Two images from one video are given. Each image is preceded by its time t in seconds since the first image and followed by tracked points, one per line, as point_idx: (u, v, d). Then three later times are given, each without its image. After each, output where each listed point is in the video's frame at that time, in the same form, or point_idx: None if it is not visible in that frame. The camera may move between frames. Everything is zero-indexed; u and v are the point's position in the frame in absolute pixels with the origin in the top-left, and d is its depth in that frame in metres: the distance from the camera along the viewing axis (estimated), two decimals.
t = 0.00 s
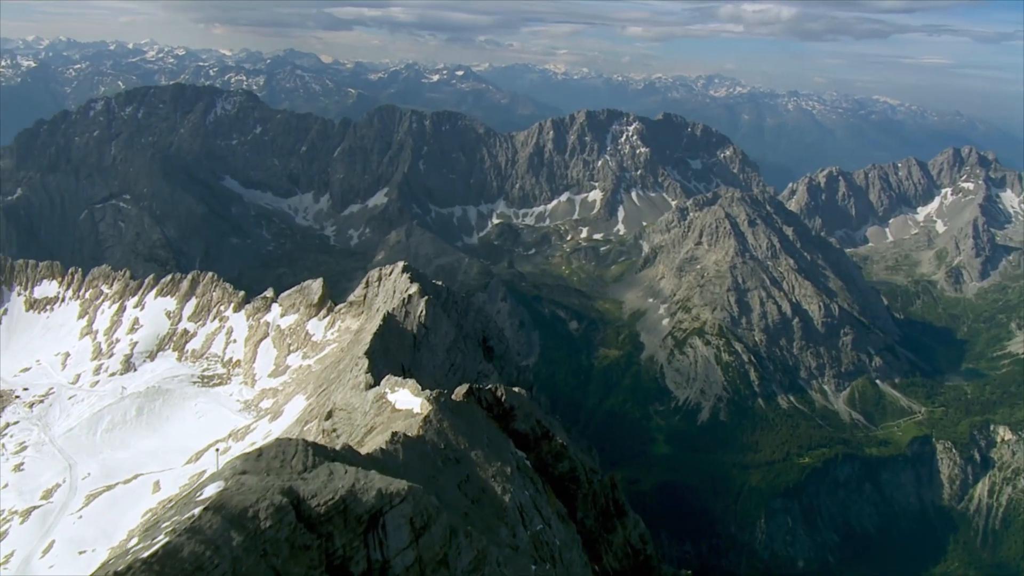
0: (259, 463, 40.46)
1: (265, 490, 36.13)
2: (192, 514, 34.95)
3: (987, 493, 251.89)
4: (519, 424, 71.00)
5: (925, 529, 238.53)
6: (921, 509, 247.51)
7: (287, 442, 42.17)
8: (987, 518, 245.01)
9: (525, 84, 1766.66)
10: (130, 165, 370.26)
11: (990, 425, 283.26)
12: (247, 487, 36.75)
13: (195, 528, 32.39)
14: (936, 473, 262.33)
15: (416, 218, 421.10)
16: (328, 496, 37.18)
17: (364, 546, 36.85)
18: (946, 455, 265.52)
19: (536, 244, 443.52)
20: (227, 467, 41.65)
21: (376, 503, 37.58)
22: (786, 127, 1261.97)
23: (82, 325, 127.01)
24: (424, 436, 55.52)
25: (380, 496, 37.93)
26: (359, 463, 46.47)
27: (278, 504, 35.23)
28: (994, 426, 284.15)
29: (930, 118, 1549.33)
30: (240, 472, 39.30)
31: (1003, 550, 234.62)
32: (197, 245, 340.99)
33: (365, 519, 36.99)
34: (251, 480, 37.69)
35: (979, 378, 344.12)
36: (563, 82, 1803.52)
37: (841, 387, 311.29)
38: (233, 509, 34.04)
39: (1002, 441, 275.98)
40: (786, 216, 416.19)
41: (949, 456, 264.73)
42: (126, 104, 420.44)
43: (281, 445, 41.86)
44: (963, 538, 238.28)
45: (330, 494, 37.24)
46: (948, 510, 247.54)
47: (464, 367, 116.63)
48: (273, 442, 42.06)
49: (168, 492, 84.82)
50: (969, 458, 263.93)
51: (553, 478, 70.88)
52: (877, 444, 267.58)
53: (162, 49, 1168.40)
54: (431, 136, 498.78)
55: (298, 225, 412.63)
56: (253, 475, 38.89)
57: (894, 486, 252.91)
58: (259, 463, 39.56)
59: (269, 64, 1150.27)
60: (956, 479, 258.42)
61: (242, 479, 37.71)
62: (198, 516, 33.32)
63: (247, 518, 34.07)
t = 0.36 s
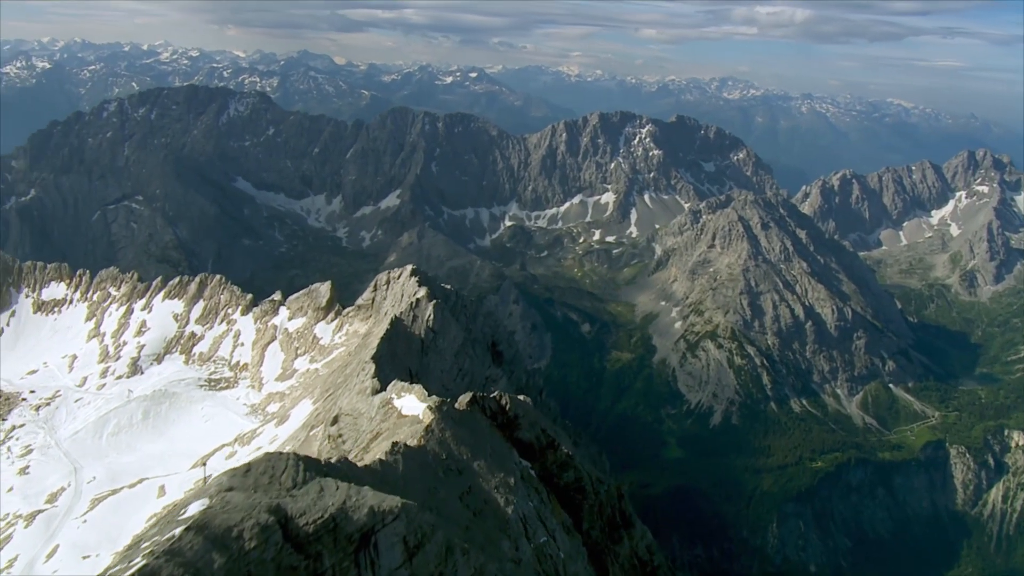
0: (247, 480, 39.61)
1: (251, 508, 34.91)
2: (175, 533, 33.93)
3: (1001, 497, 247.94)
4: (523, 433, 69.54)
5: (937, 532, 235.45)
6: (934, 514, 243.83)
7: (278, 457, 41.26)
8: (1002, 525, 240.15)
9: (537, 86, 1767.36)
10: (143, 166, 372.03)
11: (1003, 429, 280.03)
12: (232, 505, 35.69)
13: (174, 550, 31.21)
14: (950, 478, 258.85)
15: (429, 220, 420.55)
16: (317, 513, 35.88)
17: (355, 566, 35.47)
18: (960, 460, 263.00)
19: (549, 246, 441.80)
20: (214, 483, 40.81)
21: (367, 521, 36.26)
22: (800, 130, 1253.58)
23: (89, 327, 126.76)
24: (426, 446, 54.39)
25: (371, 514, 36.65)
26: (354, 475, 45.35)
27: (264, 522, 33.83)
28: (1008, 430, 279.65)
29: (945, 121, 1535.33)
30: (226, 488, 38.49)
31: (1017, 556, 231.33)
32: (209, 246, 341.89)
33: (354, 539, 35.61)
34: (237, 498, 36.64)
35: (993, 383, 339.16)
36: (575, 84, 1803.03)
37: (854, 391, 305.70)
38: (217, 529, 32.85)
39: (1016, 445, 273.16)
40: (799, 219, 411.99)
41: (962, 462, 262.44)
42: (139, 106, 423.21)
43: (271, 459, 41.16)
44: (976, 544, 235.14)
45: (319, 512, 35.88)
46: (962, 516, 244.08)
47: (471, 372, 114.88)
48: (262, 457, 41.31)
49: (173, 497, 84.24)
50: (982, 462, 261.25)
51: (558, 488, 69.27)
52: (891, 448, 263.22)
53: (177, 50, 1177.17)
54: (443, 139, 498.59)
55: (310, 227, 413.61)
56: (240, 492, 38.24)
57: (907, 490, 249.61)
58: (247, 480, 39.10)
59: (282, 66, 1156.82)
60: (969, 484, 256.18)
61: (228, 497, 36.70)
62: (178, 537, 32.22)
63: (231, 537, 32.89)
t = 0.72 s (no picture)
0: (234, 498, 38.78)
1: (235, 528, 33.96)
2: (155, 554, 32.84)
3: (1016, 503, 242.78)
4: (528, 443, 68.21)
5: (949, 538, 232.51)
6: (948, 519, 241.92)
7: (267, 472, 40.50)
8: (1017, 531, 235.72)
9: (550, 88, 1764.14)
10: (157, 167, 373.73)
11: (1018, 435, 276.97)
12: (216, 524, 34.62)
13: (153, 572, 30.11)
14: (963, 483, 256.49)
15: (441, 222, 420.15)
16: (305, 534, 34.60)
17: None
18: (974, 465, 259.61)
19: (562, 248, 439.92)
20: (200, 499, 39.98)
21: (357, 540, 34.95)
22: (814, 133, 1244.53)
23: (97, 329, 126.64)
24: (426, 456, 53.35)
25: (362, 533, 35.34)
26: (350, 489, 44.32)
27: (249, 543, 32.74)
28: (1022, 436, 276.49)
29: (960, 124, 1520.10)
30: (212, 506, 37.71)
31: None
32: (221, 247, 342.86)
33: (344, 559, 34.23)
34: (222, 515, 35.79)
35: (1007, 387, 334.45)
36: (588, 86, 1799.25)
37: (867, 395, 303.05)
38: (198, 550, 31.80)
39: None
40: (813, 222, 407.75)
41: (977, 466, 258.72)
42: (152, 107, 425.68)
43: (259, 474, 40.49)
44: (990, 550, 231.07)
45: (307, 532, 34.84)
46: (976, 521, 241.12)
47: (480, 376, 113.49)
48: (251, 473, 40.34)
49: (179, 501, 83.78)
50: (997, 468, 257.19)
51: (563, 499, 67.81)
52: (904, 453, 260.76)
53: (190, 52, 1184.20)
54: (456, 140, 498.13)
55: (322, 229, 414.58)
56: (225, 510, 37.42)
57: (921, 495, 245.74)
58: (233, 497, 38.32)
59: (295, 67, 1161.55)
60: (983, 489, 250.90)
61: (213, 515, 35.62)
62: (158, 558, 31.18)
63: (212, 559, 31.79)
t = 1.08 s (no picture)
0: (218, 514, 37.32)
1: (218, 548, 32.52)
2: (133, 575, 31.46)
3: None
4: (533, 452, 66.69)
5: (962, 544, 229.47)
6: (961, 523, 239.50)
7: (256, 488, 39.10)
8: None
9: (564, 90, 1762.12)
10: (170, 169, 375.91)
11: None
12: (198, 544, 33.27)
13: None
14: (978, 488, 254.12)
15: (454, 224, 419.61)
16: (291, 556, 33.26)
17: None
18: (988, 470, 257.52)
19: (574, 251, 437.82)
20: (183, 516, 38.45)
21: (348, 561, 33.45)
22: (829, 135, 1235.28)
23: (105, 331, 126.46)
24: (427, 467, 51.95)
25: (353, 552, 33.93)
26: (345, 502, 43.00)
27: (231, 564, 31.40)
28: None
29: (975, 126, 1504.19)
30: (194, 524, 36.19)
31: None
32: (233, 248, 343.77)
33: None
34: (206, 535, 34.37)
35: None
36: (601, 88, 1795.55)
37: (881, 399, 298.66)
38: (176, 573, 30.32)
39: None
40: (827, 225, 403.23)
41: (991, 472, 256.60)
42: (166, 108, 427.73)
43: (247, 490, 38.99)
44: (1006, 555, 227.63)
45: (294, 552, 33.50)
46: (990, 526, 238.07)
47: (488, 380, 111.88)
48: (238, 489, 38.84)
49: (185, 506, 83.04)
50: (1012, 473, 254.69)
51: (569, 510, 65.69)
52: (917, 456, 257.62)
53: (204, 54, 1191.58)
54: (469, 142, 497.50)
55: (335, 230, 415.33)
56: (208, 528, 35.94)
57: (934, 500, 244.40)
58: (217, 515, 36.75)
59: (309, 69, 1167.31)
60: (998, 494, 249.17)
61: (195, 534, 34.29)
62: None
63: None
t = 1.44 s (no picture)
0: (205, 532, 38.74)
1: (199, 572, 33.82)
2: None
3: None
4: (537, 462, 65.01)
5: (976, 550, 224.54)
6: (975, 529, 235.82)
7: (243, 505, 39.80)
8: None
9: (578, 92, 1759.40)
10: (183, 170, 377.88)
11: None
12: (182, 566, 34.81)
13: None
14: (992, 493, 250.66)
15: (468, 226, 419.20)
16: None
17: None
18: (1003, 476, 254.08)
19: (588, 253, 435.66)
20: (174, 533, 39.91)
21: None
22: (843, 138, 1224.61)
23: (114, 334, 126.47)
24: (429, 478, 50.62)
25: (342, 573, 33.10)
26: (340, 517, 41.82)
27: None
28: None
29: (991, 129, 1487.70)
30: (179, 545, 37.71)
31: None
32: (246, 250, 345.13)
33: None
34: (189, 556, 35.96)
35: None
36: (615, 90, 1791.41)
37: (895, 403, 293.61)
38: None
39: None
40: (841, 229, 398.55)
41: (1007, 477, 252.73)
42: (180, 110, 429.93)
43: (236, 509, 39.92)
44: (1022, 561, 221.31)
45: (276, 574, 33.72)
46: (1005, 531, 234.17)
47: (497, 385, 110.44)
48: (225, 508, 39.90)
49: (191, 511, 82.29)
50: None
51: (575, 522, 64.12)
52: (931, 461, 255.31)
53: (219, 55, 1199.23)
54: (483, 144, 496.87)
55: (348, 232, 416.11)
56: (191, 548, 37.42)
57: (949, 506, 240.92)
58: (202, 536, 38.02)
59: (324, 71, 1172.05)
60: (1015, 500, 244.27)
61: (179, 556, 35.74)
62: None
63: None
